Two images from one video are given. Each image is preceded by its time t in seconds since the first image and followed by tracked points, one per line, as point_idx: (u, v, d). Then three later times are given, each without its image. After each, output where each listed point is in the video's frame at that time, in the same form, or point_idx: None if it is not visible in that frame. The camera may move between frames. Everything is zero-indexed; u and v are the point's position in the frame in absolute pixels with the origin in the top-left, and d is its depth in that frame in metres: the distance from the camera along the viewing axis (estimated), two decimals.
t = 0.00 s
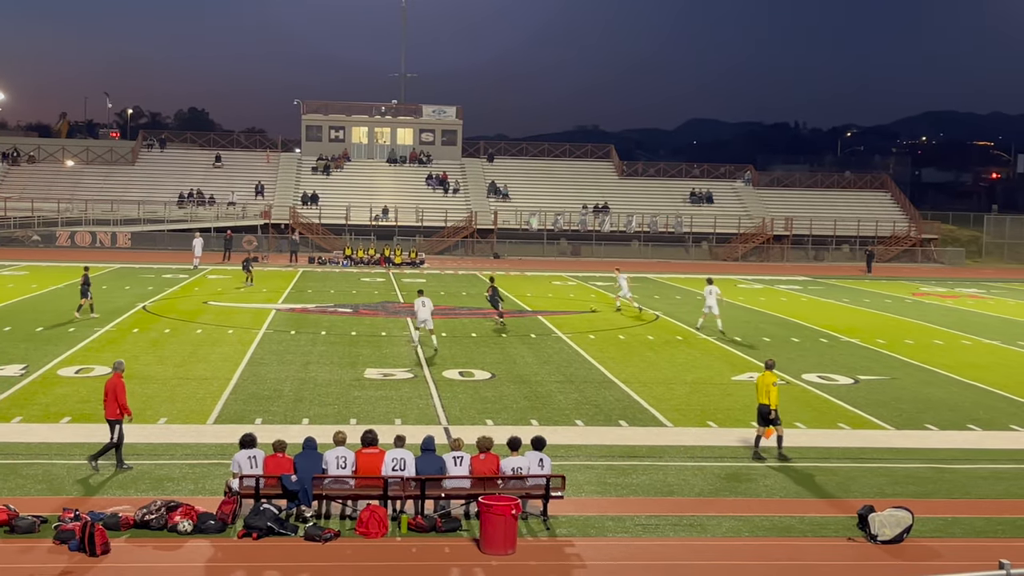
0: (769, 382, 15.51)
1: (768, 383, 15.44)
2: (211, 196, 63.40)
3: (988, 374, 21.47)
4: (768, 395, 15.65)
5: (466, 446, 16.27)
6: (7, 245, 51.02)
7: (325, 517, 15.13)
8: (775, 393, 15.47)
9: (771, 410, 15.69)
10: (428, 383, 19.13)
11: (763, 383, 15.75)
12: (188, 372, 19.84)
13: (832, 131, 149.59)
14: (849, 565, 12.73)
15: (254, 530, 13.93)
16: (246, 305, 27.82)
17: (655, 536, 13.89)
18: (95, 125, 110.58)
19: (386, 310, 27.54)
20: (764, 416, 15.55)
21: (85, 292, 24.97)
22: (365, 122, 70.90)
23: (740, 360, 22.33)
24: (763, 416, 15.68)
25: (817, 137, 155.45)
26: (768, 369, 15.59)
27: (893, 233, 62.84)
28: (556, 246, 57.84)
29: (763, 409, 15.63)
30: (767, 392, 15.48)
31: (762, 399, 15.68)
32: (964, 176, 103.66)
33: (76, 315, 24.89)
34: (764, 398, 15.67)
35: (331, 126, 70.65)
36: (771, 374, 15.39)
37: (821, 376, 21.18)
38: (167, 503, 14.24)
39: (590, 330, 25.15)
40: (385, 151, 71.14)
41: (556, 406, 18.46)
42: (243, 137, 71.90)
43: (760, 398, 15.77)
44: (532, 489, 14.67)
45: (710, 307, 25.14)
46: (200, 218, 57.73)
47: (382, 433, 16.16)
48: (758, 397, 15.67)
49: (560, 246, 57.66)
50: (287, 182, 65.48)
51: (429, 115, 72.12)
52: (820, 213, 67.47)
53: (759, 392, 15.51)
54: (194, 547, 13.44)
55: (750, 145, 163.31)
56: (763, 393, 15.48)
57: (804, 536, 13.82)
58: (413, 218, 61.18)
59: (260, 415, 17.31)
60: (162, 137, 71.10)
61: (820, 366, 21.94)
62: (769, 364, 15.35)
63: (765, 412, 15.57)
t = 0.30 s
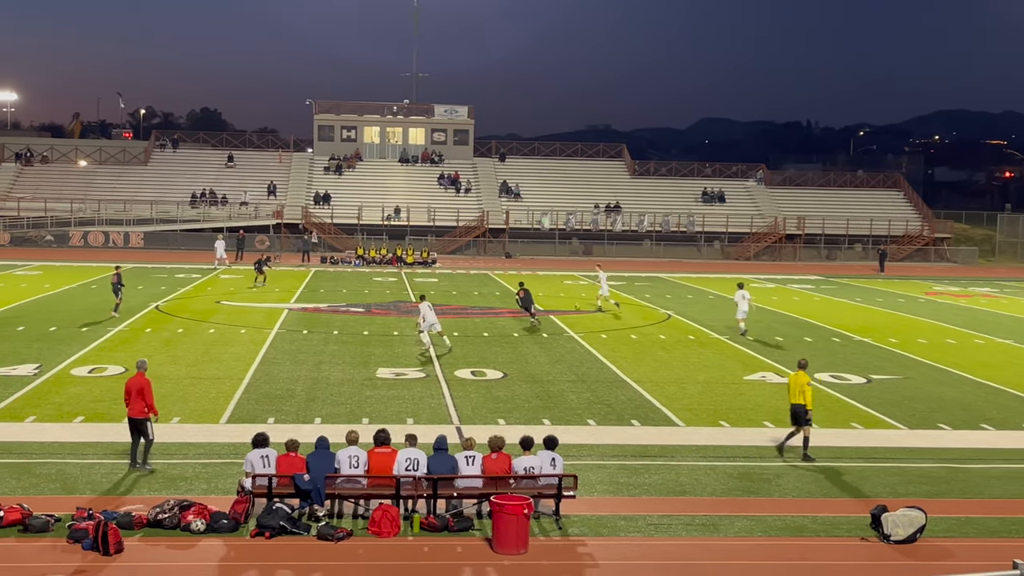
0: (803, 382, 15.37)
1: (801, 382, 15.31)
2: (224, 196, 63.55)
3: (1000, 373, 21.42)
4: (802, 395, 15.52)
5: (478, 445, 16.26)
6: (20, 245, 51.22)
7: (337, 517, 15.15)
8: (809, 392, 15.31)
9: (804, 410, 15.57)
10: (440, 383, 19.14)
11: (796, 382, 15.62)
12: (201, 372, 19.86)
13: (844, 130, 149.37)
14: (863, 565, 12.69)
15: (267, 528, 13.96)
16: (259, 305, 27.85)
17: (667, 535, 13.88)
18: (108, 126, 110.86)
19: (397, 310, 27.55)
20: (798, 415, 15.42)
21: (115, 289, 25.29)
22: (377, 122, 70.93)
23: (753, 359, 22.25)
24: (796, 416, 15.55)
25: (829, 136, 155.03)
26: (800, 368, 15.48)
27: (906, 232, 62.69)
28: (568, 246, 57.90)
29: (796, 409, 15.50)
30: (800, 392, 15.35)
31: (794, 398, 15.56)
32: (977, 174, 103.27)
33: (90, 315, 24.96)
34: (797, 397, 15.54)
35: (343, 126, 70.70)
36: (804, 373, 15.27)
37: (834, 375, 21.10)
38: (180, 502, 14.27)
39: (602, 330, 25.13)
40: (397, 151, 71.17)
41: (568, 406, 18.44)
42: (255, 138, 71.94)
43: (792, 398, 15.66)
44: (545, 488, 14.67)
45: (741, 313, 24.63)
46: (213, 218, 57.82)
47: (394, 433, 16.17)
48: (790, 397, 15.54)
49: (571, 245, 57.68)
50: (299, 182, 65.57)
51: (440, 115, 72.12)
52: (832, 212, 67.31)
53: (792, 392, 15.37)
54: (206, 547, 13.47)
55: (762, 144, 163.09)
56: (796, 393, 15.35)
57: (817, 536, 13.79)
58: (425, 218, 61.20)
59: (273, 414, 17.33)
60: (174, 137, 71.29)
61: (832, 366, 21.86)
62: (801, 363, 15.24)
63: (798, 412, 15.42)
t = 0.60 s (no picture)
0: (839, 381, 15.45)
1: (838, 381, 15.38)
2: (243, 197, 63.83)
3: (1021, 373, 21.33)
4: (839, 394, 15.58)
5: (498, 446, 16.26)
6: (42, 245, 51.53)
7: (357, 517, 15.18)
8: (847, 391, 15.37)
9: (838, 409, 15.61)
10: (459, 383, 19.15)
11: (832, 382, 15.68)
12: (221, 372, 19.91)
13: (863, 129, 148.92)
14: (883, 566, 12.65)
15: (287, 528, 14.00)
16: (279, 306, 27.91)
17: (686, 535, 13.87)
18: (128, 126, 111.41)
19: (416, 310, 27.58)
20: (832, 415, 15.45)
21: (150, 291, 25.48)
22: (396, 122, 70.93)
23: (772, 359, 22.19)
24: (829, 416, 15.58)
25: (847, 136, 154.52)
26: (836, 368, 15.58)
27: (927, 232, 62.44)
28: (586, 246, 57.93)
29: (831, 408, 15.54)
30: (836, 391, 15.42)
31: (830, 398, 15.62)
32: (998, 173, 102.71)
33: (112, 316, 25.09)
34: (833, 396, 15.60)
35: (362, 127, 70.79)
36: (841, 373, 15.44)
37: (853, 375, 21.02)
38: (201, 502, 14.32)
39: (621, 330, 25.13)
40: (415, 152, 71.26)
41: (587, 405, 18.44)
42: (275, 138, 71.84)
43: (826, 397, 15.73)
44: (564, 489, 14.66)
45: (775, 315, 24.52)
46: (232, 219, 57.96)
47: (413, 433, 16.19)
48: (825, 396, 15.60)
49: (590, 246, 57.78)
50: (318, 182, 65.79)
51: (459, 115, 72.02)
52: (852, 212, 67.04)
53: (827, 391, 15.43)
54: (227, 546, 13.51)
55: (779, 143, 162.66)
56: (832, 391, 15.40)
57: (837, 536, 13.75)
58: (443, 219, 61.31)
59: (293, 414, 17.37)
60: (194, 138, 71.55)
61: (851, 366, 21.77)
62: (837, 363, 15.37)
63: (834, 410, 15.46)
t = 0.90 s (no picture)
0: (881, 381, 15.49)
1: (880, 381, 15.40)
2: (268, 198, 64.16)
3: None
4: (882, 395, 15.58)
5: (524, 446, 16.27)
6: (69, 246, 51.89)
7: (383, 517, 15.23)
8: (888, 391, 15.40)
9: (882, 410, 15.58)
10: (484, 383, 19.16)
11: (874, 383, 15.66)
12: (247, 372, 19.99)
13: (888, 127, 148.28)
14: (911, 566, 12.61)
15: (314, 528, 14.04)
16: (305, 306, 28.02)
17: (713, 536, 13.85)
18: (155, 128, 112.14)
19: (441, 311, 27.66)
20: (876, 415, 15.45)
21: (190, 289, 25.75)
22: (421, 123, 70.94)
23: (798, 360, 22.14)
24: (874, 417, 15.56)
25: (873, 135, 153.90)
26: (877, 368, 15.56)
27: (954, 231, 62.17)
28: (611, 246, 57.72)
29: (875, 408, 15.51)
30: (879, 391, 15.43)
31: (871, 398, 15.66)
32: None
33: (141, 317, 25.27)
34: (876, 397, 15.57)
35: (387, 128, 70.77)
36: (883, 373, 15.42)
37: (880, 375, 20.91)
38: (228, 502, 14.38)
39: (647, 330, 25.14)
40: (440, 152, 71.37)
41: (613, 405, 18.44)
42: (301, 139, 72.02)
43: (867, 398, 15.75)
44: (590, 489, 14.66)
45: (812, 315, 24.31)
46: (258, 220, 58.10)
47: (438, 433, 16.22)
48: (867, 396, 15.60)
49: (615, 246, 57.61)
50: (342, 183, 66.06)
51: (483, 116, 71.98)
52: (879, 212, 66.74)
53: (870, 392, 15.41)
54: (254, 546, 13.56)
55: (804, 142, 162.12)
56: (875, 392, 15.40)
57: (865, 537, 13.70)
58: (467, 219, 61.45)
59: (319, 414, 17.42)
60: (220, 140, 71.87)
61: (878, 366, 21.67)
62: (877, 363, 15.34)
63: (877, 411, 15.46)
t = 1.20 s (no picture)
0: (925, 380, 15.29)
1: (925, 381, 15.19)
2: (296, 199, 64.57)
3: None
4: (925, 395, 15.35)
5: (552, 446, 16.25)
6: (100, 248, 52.43)
7: (412, 517, 15.25)
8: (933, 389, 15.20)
9: (925, 410, 15.36)
10: (513, 384, 19.15)
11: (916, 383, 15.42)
12: (276, 373, 20.07)
13: (918, 126, 147.33)
14: (943, 568, 12.52)
15: (343, 528, 14.07)
16: (333, 306, 28.16)
17: (742, 537, 13.79)
18: (186, 129, 113.09)
19: (469, 311, 27.74)
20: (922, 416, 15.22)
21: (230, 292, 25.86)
22: (449, 123, 71.26)
23: (827, 360, 22.06)
24: (918, 416, 15.34)
25: (902, 134, 152.75)
26: (920, 368, 15.34)
27: (985, 231, 61.66)
28: (639, 246, 57.56)
29: (919, 408, 15.27)
30: (924, 391, 15.21)
31: (914, 398, 15.49)
32: None
33: (172, 317, 25.49)
34: (919, 397, 15.33)
35: (415, 128, 71.14)
36: (926, 372, 15.22)
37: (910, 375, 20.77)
38: (258, 502, 14.43)
39: (675, 330, 25.10)
40: (468, 153, 71.50)
41: (641, 406, 18.41)
42: (329, 141, 72.30)
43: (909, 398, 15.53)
44: (619, 490, 14.61)
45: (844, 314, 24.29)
46: (287, 221, 58.32)
47: (467, 433, 16.21)
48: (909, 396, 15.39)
49: (643, 246, 57.51)
50: (371, 183, 66.39)
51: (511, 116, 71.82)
52: (910, 212, 66.26)
53: (916, 391, 15.20)
54: (283, 546, 13.62)
55: (832, 141, 161.40)
56: (921, 392, 15.19)
57: (896, 538, 13.60)
58: (495, 219, 61.59)
59: (348, 414, 17.47)
60: (249, 141, 72.27)
61: (909, 365, 21.53)
62: (921, 362, 15.12)
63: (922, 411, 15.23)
